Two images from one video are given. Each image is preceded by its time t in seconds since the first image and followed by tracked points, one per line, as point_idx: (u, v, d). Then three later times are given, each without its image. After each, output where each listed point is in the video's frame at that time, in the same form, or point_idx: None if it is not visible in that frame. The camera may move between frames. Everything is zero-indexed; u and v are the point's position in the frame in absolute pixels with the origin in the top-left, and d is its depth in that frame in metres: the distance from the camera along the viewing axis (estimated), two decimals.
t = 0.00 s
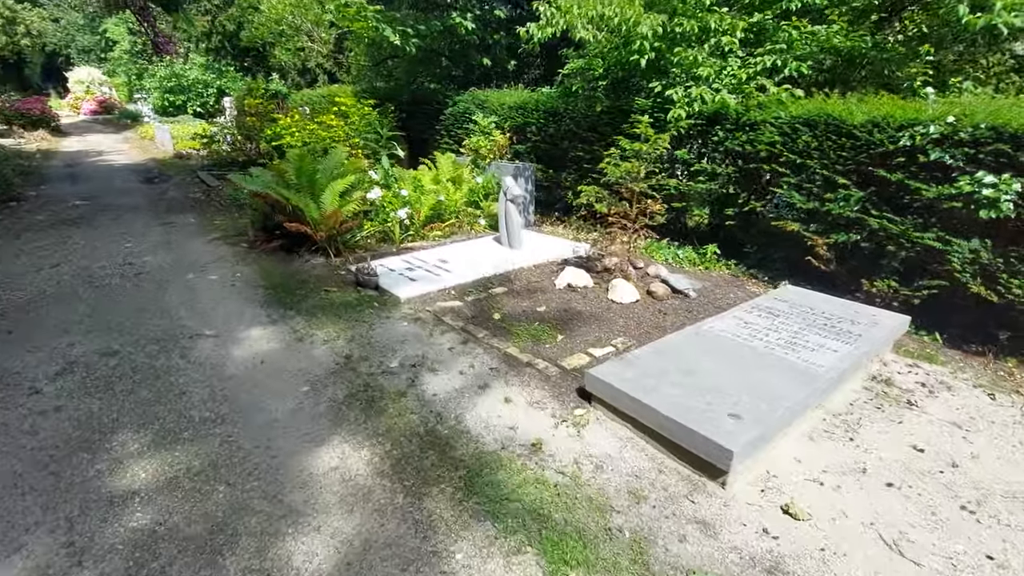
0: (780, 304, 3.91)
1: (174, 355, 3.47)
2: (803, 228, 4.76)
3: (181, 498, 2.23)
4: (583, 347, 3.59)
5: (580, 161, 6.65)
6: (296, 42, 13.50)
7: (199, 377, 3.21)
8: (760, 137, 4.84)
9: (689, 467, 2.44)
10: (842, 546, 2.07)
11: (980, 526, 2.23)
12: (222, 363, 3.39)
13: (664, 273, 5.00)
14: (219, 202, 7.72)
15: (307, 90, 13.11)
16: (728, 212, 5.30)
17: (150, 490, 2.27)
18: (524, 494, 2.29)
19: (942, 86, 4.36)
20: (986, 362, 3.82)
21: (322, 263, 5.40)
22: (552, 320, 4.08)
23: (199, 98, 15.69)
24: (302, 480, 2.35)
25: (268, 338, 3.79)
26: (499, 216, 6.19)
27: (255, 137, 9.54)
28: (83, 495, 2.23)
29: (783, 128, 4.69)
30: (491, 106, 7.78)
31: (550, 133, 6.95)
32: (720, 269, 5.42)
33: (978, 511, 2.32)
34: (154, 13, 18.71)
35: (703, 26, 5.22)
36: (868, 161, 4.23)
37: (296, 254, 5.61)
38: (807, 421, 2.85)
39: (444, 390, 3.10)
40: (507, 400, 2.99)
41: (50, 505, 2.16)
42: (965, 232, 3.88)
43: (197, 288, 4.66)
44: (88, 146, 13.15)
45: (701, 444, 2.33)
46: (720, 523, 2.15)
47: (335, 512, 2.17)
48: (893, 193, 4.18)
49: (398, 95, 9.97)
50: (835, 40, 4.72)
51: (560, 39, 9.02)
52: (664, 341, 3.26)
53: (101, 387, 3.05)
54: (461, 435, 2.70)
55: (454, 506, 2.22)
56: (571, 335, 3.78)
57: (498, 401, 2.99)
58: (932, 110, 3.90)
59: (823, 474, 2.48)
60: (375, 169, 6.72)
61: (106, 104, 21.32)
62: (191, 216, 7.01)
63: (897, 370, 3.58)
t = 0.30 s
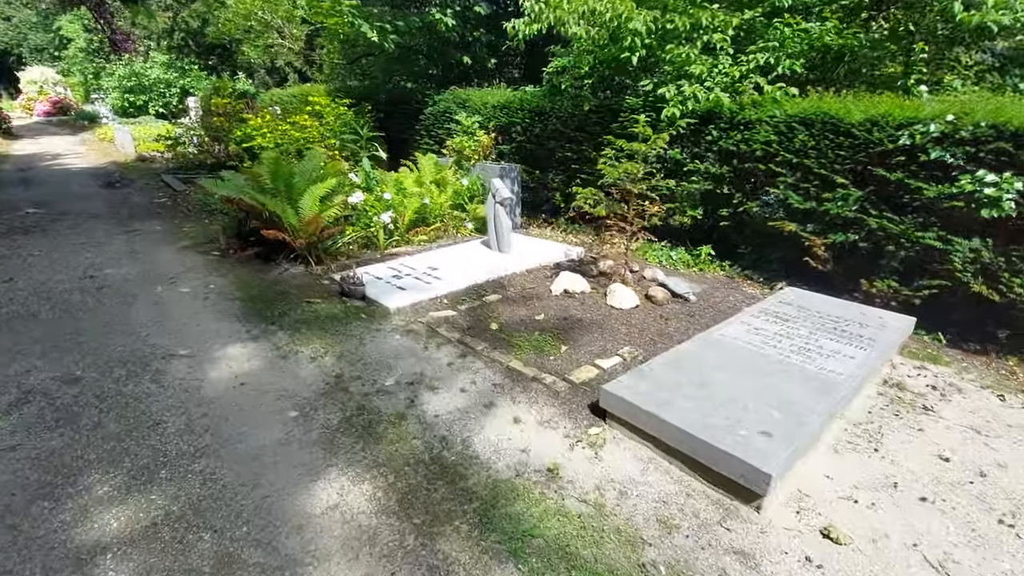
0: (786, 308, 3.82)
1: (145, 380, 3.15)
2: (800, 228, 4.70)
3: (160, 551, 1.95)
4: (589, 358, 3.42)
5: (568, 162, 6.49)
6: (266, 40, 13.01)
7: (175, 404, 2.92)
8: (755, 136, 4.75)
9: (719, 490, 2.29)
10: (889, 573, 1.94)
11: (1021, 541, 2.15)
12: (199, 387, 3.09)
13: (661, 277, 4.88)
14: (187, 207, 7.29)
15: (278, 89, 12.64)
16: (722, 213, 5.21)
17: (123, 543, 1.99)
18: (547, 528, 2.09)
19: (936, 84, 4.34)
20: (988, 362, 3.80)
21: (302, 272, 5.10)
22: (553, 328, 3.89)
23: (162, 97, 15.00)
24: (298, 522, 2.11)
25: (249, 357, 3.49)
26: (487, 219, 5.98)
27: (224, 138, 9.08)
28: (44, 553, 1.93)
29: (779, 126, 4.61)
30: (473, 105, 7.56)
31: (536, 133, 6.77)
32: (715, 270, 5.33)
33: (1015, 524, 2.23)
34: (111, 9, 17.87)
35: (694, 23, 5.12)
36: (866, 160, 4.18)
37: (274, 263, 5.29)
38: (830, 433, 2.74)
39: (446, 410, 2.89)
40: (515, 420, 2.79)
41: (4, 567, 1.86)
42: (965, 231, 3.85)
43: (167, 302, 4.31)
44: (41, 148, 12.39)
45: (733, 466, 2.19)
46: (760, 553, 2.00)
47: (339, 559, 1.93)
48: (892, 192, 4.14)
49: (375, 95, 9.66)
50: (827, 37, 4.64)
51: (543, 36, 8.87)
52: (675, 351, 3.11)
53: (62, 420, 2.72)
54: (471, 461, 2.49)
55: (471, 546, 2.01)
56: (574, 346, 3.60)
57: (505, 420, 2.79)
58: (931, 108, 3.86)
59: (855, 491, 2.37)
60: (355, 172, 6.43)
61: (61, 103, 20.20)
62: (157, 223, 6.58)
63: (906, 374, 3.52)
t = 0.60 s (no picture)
0: (796, 316, 3.74)
1: (125, 412, 2.89)
2: (802, 232, 4.64)
3: None
4: (602, 374, 3.27)
5: (561, 165, 6.34)
6: (240, 40, 12.58)
7: (160, 438, 2.67)
8: (756, 139, 4.67)
9: (756, 518, 2.17)
10: None
11: None
12: (186, 419, 2.85)
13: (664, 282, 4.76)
14: (161, 216, 6.93)
15: (253, 91, 12.23)
16: (722, 217, 5.13)
17: None
18: (581, 571, 1.93)
19: (935, 86, 4.33)
20: (996, 365, 3.78)
21: (289, 285, 4.85)
22: (559, 341, 3.74)
23: (130, 99, 14.39)
24: None
25: (238, 382, 3.25)
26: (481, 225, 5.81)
27: (198, 143, 8.68)
28: None
29: (781, 129, 4.54)
30: (461, 108, 7.35)
31: (527, 136, 6.61)
32: (714, 275, 5.25)
33: None
34: (75, 8, 17.14)
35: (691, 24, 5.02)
36: (870, 163, 4.13)
37: (259, 276, 5.03)
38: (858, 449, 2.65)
39: (458, 436, 2.70)
40: (532, 446, 2.63)
41: None
42: (972, 234, 3.83)
43: (145, 322, 4.03)
44: None
45: (774, 495, 2.07)
46: None
47: None
48: (897, 195, 4.10)
49: (357, 97, 9.36)
50: (826, 40, 4.64)
51: (532, 38, 8.70)
52: (694, 366, 2.99)
53: (33, 463, 2.45)
54: (489, 493, 2.32)
55: None
56: (585, 360, 3.45)
57: (522, 446, 2.63)
58: (935, 111, 3.82)
59: (893, 513, 2.27)
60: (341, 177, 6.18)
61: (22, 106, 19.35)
62: (130, 234, 6.22)
63: (920, 381, 3.47)
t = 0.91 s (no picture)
0: (806, 318, 3.64)
1: (90, 444, 2.57)
2: (802, 231, 4.56)
3: None
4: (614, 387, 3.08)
5: (551, 164, 6.15)
6: (207, 36, 12.03)
7: (132, 474, 2.37)
8: (753, 137, 4.57)
9: (799, 542, 2.02)
10: None
11: None
12: (161, 450, 2.55)
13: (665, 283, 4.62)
14: (124, 222, 6.48)
15: (221, 89, 11.70)
16: (718, 216, 5.03)
17: None
18: None
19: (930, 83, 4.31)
20: (1001, 364, 3.75)
21: (270, 294, 4.53)
22: (563, 349, 3.55)
23: (87, 99, 13.63)
24: None
25: (219, 405, 2.96)
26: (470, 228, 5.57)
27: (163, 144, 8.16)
28: None
29: (779, 126, 4.44)
30: (445, 106, 7.10)
31: (515, 135, 6.40)
32: (711, 276, 5.15)
33: None
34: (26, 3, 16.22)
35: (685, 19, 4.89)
36: (872, 160, 4.06)
37: (235, 285, 4.69)
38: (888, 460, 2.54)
39: (467, 460, 2.48)
40: (549, 468, 2.42)
41: None
42: (975, 232, 3.79)
43: (110, 339, 3.68)
44: None
45: (822, 518, 1.92)
46: None
47: None
48: (898, 193, 4.04)
49: (333, 95, 9.00)
50: (821, 37, 4.60)
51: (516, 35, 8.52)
52: (713, 375, 2.84)
53: None
54: (509, 525, 2.11)
55: None
56: (593, 370, 3.26)
57: (539, 469, 2.42)
58: (937, 108, 3.77)
59: (937, 529, 2.16)
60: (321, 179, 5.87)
61: None
62: (90, 241, 5.78)
63: (932, 383, 3.40)
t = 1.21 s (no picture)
0: (818, 321, 3.52)
1: (50, 487, 2.26)
2: (804, 231, 4.46)
3: None
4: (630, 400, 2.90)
5: (541, 164, 5.95)
6: (171, 31, 11.46)
7: (99, 523, 2.07)
8: (753, 135, 4.45)
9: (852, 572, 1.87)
10: None
11: None
12: (133, 492, 2.25)
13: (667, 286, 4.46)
14: (85, 230, 6.03)
15: (188, 88, 11.15)
16: (717, 216, 4.91)
17: None
18: None
19: (930, 78, 4.25)
20: (1009, 362, 3.70)
21: (249, 307, 4.22)
22: (570, 360, 3.35)
23: (44, 99, 12.89)
24: None
25: (197, 435, 2.66)
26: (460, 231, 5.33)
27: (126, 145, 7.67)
28: None
29: (779, 123, 4.33)
30: (428, 105, 6.83)
31: (503, 134, 6.18)
32: (709, 276, 5.03)
33: None
34: None
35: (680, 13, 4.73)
36: (876, 157, 3.97)
37: (211, 296, 4.36)
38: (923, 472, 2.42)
39: (482, 490, 2.26)
40: (572, 496, 2.22)
41: None
42: (981, 228, 3.73)
43: (72, 361, 3.33)
44: None
45: (880, 547, 1.77)
46: None
47: None
48: (903, 190, 3.96)
49: (309, 93, 8.62)
50: (819, 32, 4.51)
51: (498, 31, 8.29)
52: (736, 387, 2.68)
53: None
54: (535, 566, 1.89)
55: None
56: (605, 382, 3.07)
57: (561, 498, 2.22)
58: (942, 103, 3.69)
59: (989, 549, 2.03)
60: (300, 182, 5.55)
61: None
62: (48, 252, 5.34)
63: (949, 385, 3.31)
